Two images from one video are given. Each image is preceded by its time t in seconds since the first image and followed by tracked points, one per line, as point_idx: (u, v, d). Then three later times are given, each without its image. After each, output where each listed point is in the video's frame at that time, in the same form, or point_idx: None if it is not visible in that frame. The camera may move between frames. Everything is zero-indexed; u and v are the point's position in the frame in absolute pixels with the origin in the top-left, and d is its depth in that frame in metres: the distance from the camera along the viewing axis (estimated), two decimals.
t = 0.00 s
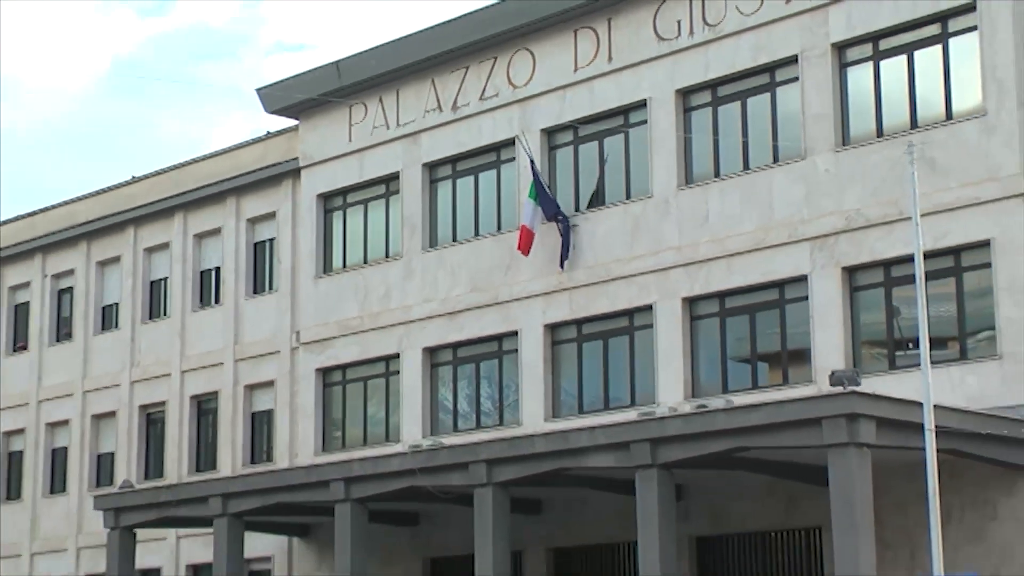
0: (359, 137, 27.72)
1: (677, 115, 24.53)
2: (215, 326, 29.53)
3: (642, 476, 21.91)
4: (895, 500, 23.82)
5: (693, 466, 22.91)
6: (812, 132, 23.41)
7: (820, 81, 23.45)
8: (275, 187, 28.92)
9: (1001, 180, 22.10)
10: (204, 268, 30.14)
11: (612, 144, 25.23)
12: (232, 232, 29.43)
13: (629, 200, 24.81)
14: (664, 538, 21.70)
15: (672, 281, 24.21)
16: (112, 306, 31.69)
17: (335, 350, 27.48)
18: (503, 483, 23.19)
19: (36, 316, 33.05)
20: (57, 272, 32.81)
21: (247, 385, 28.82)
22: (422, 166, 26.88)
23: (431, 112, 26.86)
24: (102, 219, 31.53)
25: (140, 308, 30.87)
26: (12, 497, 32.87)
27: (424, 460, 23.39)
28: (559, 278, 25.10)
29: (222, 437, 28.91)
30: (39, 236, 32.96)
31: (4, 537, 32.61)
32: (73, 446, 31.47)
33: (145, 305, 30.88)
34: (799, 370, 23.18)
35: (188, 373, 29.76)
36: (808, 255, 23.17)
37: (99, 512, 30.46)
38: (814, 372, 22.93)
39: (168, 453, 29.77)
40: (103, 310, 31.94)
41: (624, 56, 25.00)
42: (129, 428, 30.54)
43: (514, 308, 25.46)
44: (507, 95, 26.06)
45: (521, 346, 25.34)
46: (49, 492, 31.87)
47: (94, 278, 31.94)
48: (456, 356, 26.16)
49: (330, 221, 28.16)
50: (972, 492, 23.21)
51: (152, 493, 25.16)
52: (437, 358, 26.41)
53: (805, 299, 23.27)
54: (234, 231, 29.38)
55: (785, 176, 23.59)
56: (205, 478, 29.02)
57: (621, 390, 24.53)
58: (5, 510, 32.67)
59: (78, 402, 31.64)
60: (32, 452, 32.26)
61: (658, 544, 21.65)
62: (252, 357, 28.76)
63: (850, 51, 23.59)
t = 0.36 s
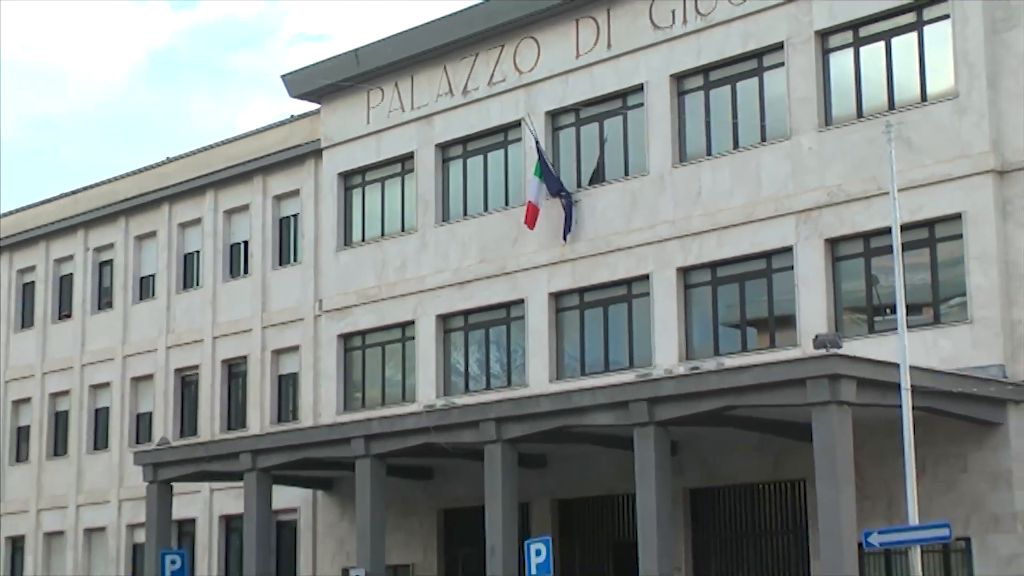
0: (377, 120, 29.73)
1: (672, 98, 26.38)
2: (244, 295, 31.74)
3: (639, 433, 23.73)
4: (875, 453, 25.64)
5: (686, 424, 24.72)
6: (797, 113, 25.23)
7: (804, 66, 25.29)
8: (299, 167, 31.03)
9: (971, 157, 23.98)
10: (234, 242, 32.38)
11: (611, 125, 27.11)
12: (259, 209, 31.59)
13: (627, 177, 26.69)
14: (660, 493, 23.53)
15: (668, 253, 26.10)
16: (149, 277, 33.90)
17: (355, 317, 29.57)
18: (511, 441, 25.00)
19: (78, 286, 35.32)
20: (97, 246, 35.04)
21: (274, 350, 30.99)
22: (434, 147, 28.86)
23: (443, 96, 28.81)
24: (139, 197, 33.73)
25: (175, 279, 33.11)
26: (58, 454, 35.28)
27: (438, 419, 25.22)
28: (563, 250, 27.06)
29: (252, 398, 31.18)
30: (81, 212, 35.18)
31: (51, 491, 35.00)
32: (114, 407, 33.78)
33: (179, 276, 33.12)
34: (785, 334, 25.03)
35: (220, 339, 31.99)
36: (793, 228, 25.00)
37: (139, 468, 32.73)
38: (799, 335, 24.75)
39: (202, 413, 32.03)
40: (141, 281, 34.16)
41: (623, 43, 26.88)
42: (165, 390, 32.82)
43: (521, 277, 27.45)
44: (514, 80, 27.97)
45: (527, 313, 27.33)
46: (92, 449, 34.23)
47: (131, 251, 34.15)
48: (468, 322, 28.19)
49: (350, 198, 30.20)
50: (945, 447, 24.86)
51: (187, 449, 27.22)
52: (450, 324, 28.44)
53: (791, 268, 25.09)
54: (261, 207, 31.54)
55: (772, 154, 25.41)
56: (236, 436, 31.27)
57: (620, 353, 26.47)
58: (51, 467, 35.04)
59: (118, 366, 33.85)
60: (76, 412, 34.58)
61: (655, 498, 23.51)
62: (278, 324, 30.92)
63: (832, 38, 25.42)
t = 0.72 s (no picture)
0: (396, 96, 31.83)
1: (670, 75, 28.30)
2: (273, 260, 34.04)
3: (640, 387, 25.70)
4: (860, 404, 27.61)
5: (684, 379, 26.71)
6: (787, 89, 27.07)
7: (794, 45, 27.12)
8: (324, 140, 33.25)
9: (948, 130, 25.91)
10: (264, 211, 34.65)
11: (614, 101, 29.06)
12: (287, 179, 33.85)
13: (629, 149, 28.65)
14: (660, 445, 25.55)
15: (666, 219, 28.05)
16: (185, 244, 36.36)
17: (375, 280, 31.81)
18: (521, 394, 26.99)
19: (121, 252, 37.87)
20: (138, 214, 37.55)
21: (302, 311, 33.30)
22: (449, 121, 30.92)
23: (457, 74, 30.85)
24: (177, 168, 36.17)
25: (209, 245, 35.51)
26: (104, 406, 38.02)
27: (453, 375, 27.19)
28: (569, 217, 29.07)
29: (281, 355, 33.57)
30: (123, 183, 37.68)
31: (98, 441, 37.72)
32: (154, 363, 36.39)
33: (212, 242, 35.52)
34: (776, 295, 26.92)
35: (250, 301, 34.33)
36: (783, 196, 26.87)
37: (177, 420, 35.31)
38: (789, 295, 26.61)
39: (235, 369, 34.48)
40: (177, 248, 36.61)
41: (625, 24, 28.77)
42: (201, 348, 35.33)
43: (530, 243, 29.50)
44: (523, 59, 29.94)
45: (536, 276, 29.39)
46: (135, 402, 36.92)
47: (169, 219, 36.60)
48: (481, 285, 30.31)
49: (371, 169, 32.42)
50: (924, 398, 26.77)
51: (222, 403, 29.43)
52: (464, 287, 30.58)
53: (781, 234, 26.98)
54: (289, 178, 33.81)
55: (764, 127, 27.29)
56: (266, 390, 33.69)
57: (623, 313, 28.48)
58: (97, 418, 37.83)
59: (157, 326, 36.44)
60: (120, 368, 37.22)
61: (655, 448, 25.53)
62: (304, 288, 33.22)
63: (820, 19, 27.34)
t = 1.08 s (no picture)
0: (415, 79, 34.03)
1: (670, 60, 30.18)
2: (300, 232, 36.38)
3: (642, 349, 27.67)
4: (848, 366, 29.61)
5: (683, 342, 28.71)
6: (780, 72, 28.81)
7: (786, 31, 28.95)
8: (348, 119, 35.52)
9: (930, 110, 27.94)
10: (292, 186, 37.00)
11: (619, 83, 31.03)
12: (313, 157, 36.16)
13: (633, 128, 30.63)
14: (660, 404, 27.51)
15: (667, 194, 30.02)
16: (218, 217, 38.74)
17: (395, 251, 34.14)
18: (531, 357, 29.02)
19: (159, 224, 40.30)
20: (175, 188, 39.93)
21: (327, 280, 35.59)
22: (464, 102, 33.08)
23: (472, 58, 32.95)
24: (212, 146, 38.52)
25: (241, 218, 37.86)
26: (145, 369, 40.53)
27: (468, 339, 29.18)
28: (577, 192, 31.13)
29: (308, 320, 35.87)
30: (161, 161, 40.07)
31: (139, 400, 40.24)
32: (190, 328, 38.80)
33: (244, 215, 37.87)
34: (769, 264, 28.72)
35: (280, 270, 36.64)
36: (776, 172, 28.68)
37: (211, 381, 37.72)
38: (781, 265, 28.39)
39: (265, 333, 36.81)
40: (211, 221, 39.01)
41: (628, 11, 30.71)
42: (233, 314, 37.68)
43: (540, 216, 31.58)
44: (533, 44, 31.96)
45: (546, 247, 31.50)
46: (173, 364, 39.37)
47: (204, 193, 38.96)
48: (494, 256, 32.50)
49: (392, 147, 34.72)
50: (907, 359, 28.73)
51: (254, 365, 31.63)
52: (478, 257, 32.77)
53: (774, 207, 28.81)
54: (315, 155, 36.12)
55: (760, 108, 29.05)
56: (294, 353, 36.00)
57: (626, 282, 30.52)
58: (138, 380, 40.38)
59: (193, 294, 38.85)
60: (159, 332, 39.67)
61: (656, 406, 27.55)
62: (328, 259, 35.53)
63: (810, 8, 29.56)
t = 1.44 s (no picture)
0: (423, 70, 36.27)
1: (661, 53, 32.20)
2: (316, 215, 38.90)
3: (635, 323, 29.60)
4: (827, 339, 31.71)
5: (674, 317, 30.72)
6: (764, 64, 30.70)
7: (770, 27, 30.90)
8: (361, 108, 37.93)
9: (904, 100, 30.03)
10: (310, 170, 39.52)
11: (614, 75, 33.12)
12: (328, 144, 38.65)
13: (627, 117, 32.71)
14: (653, 374, 29.43)
15: (658, 178, 32.05)
16: (240, 200, 41.36)
17: (405, 232, 36.46)
18: (533, 330, 31.04)
19: (186, 206, 42.99)
20: (200, 173, 42.59)
21: (341, 259, 38.06)
22: (469, 93, 35.30)
23: (477, 51, 35.14)
24: (234, 133, 41.09)
25: (261, 201, 40.46)
26: (173, 341, 43.30)
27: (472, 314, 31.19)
28: (575, 177, 33.27)
29: (324, 296, 38.41)
30: (187, 148, 42.73)
31: (167, 370, 43.06)
32: (214, 304, 41.49)
33: (264, 198, 40.48)
34: (754, 243, 30.68)
35: (297, 250, 39.21)
36: (760, 158, 30.58)
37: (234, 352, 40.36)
38: (765, 245, 30.33)
39: (284, 308, 39.43)
40: (233, 204, 41.61)
41: (622, 7, 32.71)
42: (254, 290, 40.32)
43: (541, 200, 33.74)
44: (533, 38, 34.07)
45: (546, 228, 33.65)
46: (198, 336, 42.07)
47: (227, 177, 41.56)
48: (497, 236, 34.76)
49: (401, 134, 37.07)
50: (882, 332, 30.83)
51: (272, 339, 33.91)
52: (482, 238, 35.04)
53: (759, 191, 30.73)
54: (330, 143, 38.61)
55: (747, 98, 30.92)
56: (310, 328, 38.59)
57: (621, 261, 32.59)
58: (166, 352, 43.17)
59: (216, 272, 41.52)
60: (185, 307, 42.41)
61: (648, 377, 29.51)
62: (342, 240, 38.02)
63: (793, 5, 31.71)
